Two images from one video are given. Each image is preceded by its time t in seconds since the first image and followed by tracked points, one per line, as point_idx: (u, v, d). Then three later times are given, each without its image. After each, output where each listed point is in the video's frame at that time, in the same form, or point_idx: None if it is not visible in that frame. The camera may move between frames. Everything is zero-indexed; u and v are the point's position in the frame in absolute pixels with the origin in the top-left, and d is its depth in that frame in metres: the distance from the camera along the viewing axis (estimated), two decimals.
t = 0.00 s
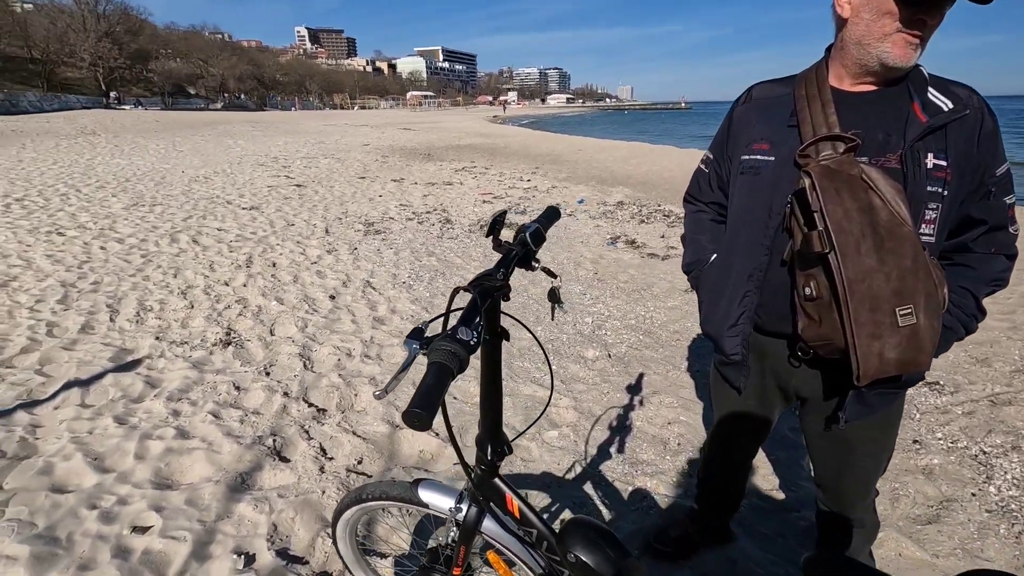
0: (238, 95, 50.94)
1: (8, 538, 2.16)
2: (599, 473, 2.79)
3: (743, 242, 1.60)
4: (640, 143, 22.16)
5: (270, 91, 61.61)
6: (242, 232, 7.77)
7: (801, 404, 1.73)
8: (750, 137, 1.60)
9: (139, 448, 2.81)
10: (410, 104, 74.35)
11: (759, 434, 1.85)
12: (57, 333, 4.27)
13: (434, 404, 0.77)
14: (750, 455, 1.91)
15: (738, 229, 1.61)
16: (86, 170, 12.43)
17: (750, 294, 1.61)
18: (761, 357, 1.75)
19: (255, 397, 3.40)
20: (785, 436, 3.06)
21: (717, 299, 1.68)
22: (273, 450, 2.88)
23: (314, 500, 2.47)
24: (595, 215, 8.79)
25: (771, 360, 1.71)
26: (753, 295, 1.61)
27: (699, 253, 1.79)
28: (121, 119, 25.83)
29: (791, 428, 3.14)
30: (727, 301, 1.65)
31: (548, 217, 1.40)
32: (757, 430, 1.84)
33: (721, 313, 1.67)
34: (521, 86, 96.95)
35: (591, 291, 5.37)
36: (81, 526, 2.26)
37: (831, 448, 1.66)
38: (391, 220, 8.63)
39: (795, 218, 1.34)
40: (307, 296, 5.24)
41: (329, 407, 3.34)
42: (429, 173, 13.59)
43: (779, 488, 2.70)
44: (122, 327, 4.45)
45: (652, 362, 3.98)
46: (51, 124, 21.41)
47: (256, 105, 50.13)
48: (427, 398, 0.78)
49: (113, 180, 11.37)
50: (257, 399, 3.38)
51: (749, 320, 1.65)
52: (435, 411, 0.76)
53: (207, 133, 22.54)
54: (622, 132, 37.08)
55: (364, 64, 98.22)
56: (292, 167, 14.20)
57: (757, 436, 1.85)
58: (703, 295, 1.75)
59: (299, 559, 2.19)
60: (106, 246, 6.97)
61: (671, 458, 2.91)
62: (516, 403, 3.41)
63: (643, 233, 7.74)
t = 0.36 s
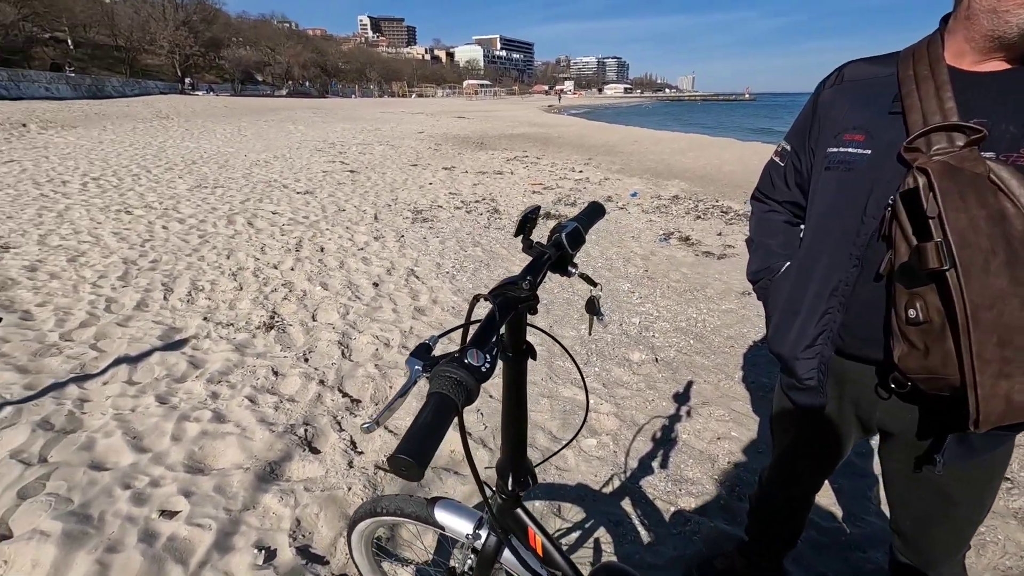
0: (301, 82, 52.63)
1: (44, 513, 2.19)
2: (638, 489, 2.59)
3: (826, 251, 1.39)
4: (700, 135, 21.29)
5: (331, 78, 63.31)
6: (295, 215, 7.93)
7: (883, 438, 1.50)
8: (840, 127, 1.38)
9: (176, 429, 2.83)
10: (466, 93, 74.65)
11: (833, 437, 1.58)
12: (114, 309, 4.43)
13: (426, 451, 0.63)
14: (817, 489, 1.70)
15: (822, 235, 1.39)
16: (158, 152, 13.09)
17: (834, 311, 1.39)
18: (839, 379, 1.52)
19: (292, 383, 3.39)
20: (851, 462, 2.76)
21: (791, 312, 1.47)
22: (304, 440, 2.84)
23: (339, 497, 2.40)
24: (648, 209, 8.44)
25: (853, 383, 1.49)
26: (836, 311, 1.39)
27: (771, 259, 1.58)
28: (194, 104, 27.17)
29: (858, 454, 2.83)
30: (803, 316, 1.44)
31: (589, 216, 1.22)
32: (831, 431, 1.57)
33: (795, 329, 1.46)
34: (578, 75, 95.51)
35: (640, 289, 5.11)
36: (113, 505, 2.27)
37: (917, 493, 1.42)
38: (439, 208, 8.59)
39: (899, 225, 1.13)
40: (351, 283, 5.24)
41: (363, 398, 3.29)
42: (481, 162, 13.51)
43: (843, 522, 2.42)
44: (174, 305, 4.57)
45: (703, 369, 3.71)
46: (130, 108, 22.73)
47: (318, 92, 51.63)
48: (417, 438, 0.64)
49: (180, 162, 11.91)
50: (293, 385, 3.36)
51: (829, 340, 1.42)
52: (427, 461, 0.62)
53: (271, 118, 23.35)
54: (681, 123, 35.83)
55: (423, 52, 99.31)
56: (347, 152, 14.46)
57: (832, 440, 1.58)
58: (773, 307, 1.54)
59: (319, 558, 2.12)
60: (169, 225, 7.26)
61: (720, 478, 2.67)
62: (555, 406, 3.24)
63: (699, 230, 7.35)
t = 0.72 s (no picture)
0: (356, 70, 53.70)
1: (84, 485, 2.25)
2: (677, 500, 2.43)
3: (909, 253, 1.21)
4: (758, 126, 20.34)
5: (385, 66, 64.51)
6: (342, 201, 8.04)
7: (967, 472, 1.29)
8: (936, 110, 1.20)
9: (214, 409, 2.87)
10: (517, 81, 74.27)
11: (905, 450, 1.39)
12: (167, 288, 4.59)
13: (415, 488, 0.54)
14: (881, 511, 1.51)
15: (906, 234, 1.22)
16: (218, 137, 13.61)
17: (915, 321, 1.21)
18: (917, 396, 1.33)
19: (328, 369, 3.40)
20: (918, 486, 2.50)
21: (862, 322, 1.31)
22: (336, 427, 2.82)
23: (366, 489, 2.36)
24: (699, 202, 8.09)
25: (933, 403, 1.30)
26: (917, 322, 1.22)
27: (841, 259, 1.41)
28: (254, 91, 28.15)
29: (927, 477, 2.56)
30: (876, 327, 1.27)
31: (631, 207, 1.09)
32: (901, 434, 1.38)
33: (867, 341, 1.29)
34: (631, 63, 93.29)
35: (687, 286, 4.88)
36: (149, 483, 2.31)
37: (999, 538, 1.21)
38: (484, 197, 8.52)
39: (1005, 227, 0.98)
40: (392, 270, 5.23)
41: (396, 387, 3.25)
42: (528, 151, 13.35)
43: (906, 553, 2.19)
44: (221, 286, 4.69)
45: (752, 374, 3.49)
46: (195, 95, 23.75)
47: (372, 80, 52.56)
48: (405, 471, 0.55)
49: (238, 147, 12.32)
50: (329, 371, 3.36)
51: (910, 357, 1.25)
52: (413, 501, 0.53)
53: (325, 106, 23.90)
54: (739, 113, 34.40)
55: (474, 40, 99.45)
56: (396, 139, 14.61)
57: (901, 446, 1.39)
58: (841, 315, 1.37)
59: (342, 551, 2.08)
60: (223, 208, 7.50)
61: (767, 493, 2.48)
62: (591, 405, 3.11)
63: (753, 225, 6.99)
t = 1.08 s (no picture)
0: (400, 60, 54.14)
1: (113, 467, 2.28)
2: (712, 512, 2.28)
3: (999, 253, 1.11)
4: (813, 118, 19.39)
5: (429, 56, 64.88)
6: (380, 189, 8.07)
7: None
8: None
9: (242, 395, 2.87)
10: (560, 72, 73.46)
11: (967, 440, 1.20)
12: (206, 272, 4.67)
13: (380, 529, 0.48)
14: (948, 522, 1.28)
15: (996, 233, 1.12)
16: (266, 126, 13.93)
17: (1002, 329, 1.11)
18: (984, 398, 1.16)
19: (356, 358, 3.37)
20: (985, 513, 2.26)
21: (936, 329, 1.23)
22: (360, 419, 2.79)
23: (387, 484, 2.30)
24: (747, 196, 7.73)
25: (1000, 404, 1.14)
26: (1004, 333, 1.12)
27: (914, 256, 1.30)
28: (302, 81, 28.73)
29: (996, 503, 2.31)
30: (953, 335, 1.19)
31: (668, 192, 0.97)
32: (964, 425, 1.19)
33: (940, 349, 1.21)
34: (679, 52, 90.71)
35: (731, 284, 4.64)
36: (174, 467, 2.32)
37: None
38: (522, 187, 8.39)
39: None
40: (426, 259, 5.19)
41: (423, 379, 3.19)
42: (569, 141, 13.11)
43: None
44: (259, 272, 4.75)
45: (799, 380, 3.26)
46: (246, 85, 24.47)
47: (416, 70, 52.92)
48: (369, 506, 0.50)
49: (283, 136, 12.58)
50: (357, 360, 3.34)
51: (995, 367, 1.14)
52: (371, 551, 0.47)
53: (369, 95, 24.16)
54: (792, 104, 32.94)
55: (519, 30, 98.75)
56: (437, 129, 14.62)
57: (964, 436, 1.20)
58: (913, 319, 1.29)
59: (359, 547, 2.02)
60: (265, 195, 7.65)
61: (812, 511, 2.29)
62: (624, 406, 2.96)
63: (804, 221, 6.61)
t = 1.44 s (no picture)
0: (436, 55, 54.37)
1: (133, 458, 2.30)
2: (740, 531, 2.14)
3: None
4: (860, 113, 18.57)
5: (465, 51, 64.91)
6: (411, 184, 8.07)
7: None
8: None
9: (263, 389, 2.87)
10: (596, 66, 72.69)
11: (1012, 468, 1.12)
12: (236, 265, 4.74)
13: None
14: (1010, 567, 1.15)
15: None
16: (303, 120, 14.15)
17: None
18: None
19: (377, 354, 3.34)
20: None
21: (992, 337, 1.12)
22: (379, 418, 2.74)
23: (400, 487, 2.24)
24: (786, 194, 7.43)
25: None
26: None
27: (980, 263, 1.23)
28: (339, 76, 29.11)
29: None
30: (1006, 343, 1.09)
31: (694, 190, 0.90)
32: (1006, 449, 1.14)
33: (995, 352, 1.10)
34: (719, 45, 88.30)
35: (767, 286, 4.43)
36: (192, 460, 2.32)
37: None
38: (553, 183, 8.26)
39: None
40: (452, 254, 5.14)
41: (443, 378, 3.13)
42: (603, 137, 12.87)
43: None
44: (287, 265, 4.79)
45: (839, 391, 3.07)
46: (285, 80, 25.00)
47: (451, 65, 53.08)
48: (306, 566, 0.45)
49: (318, 130, 12.76)
50: (378, 357, 3.30)
51: None
52: None
53: (404, 90, 24.29)
54: (837, 99, 31.70)
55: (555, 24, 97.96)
56: (470, 124, 14.57)
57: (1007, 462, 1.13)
58: (970, 330, 1.19)
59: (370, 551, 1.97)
60: (298, 188, 7.74)
61: (850, 535, 2.13)
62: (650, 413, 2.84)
63: (848, 221, 6.29)
